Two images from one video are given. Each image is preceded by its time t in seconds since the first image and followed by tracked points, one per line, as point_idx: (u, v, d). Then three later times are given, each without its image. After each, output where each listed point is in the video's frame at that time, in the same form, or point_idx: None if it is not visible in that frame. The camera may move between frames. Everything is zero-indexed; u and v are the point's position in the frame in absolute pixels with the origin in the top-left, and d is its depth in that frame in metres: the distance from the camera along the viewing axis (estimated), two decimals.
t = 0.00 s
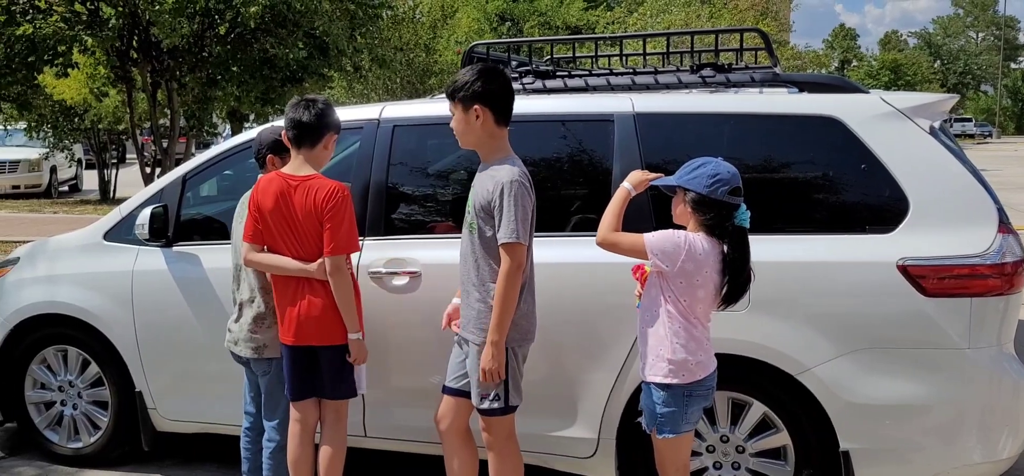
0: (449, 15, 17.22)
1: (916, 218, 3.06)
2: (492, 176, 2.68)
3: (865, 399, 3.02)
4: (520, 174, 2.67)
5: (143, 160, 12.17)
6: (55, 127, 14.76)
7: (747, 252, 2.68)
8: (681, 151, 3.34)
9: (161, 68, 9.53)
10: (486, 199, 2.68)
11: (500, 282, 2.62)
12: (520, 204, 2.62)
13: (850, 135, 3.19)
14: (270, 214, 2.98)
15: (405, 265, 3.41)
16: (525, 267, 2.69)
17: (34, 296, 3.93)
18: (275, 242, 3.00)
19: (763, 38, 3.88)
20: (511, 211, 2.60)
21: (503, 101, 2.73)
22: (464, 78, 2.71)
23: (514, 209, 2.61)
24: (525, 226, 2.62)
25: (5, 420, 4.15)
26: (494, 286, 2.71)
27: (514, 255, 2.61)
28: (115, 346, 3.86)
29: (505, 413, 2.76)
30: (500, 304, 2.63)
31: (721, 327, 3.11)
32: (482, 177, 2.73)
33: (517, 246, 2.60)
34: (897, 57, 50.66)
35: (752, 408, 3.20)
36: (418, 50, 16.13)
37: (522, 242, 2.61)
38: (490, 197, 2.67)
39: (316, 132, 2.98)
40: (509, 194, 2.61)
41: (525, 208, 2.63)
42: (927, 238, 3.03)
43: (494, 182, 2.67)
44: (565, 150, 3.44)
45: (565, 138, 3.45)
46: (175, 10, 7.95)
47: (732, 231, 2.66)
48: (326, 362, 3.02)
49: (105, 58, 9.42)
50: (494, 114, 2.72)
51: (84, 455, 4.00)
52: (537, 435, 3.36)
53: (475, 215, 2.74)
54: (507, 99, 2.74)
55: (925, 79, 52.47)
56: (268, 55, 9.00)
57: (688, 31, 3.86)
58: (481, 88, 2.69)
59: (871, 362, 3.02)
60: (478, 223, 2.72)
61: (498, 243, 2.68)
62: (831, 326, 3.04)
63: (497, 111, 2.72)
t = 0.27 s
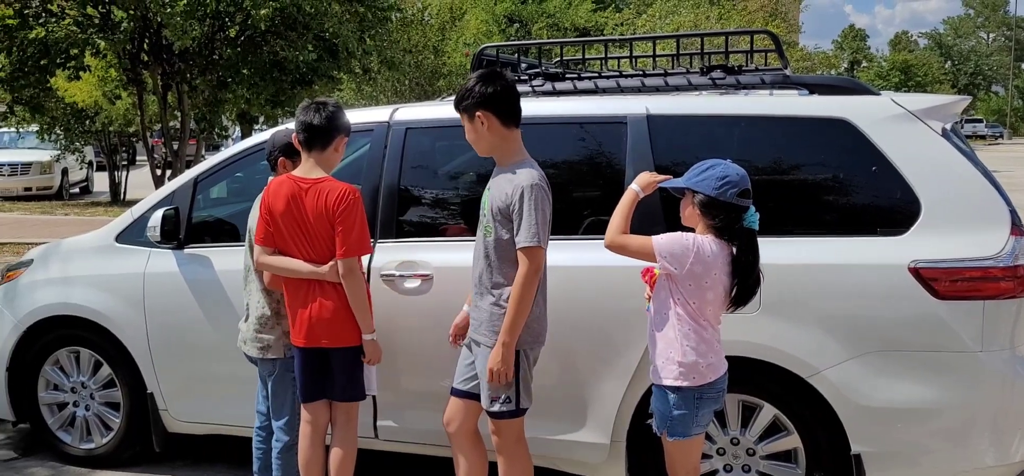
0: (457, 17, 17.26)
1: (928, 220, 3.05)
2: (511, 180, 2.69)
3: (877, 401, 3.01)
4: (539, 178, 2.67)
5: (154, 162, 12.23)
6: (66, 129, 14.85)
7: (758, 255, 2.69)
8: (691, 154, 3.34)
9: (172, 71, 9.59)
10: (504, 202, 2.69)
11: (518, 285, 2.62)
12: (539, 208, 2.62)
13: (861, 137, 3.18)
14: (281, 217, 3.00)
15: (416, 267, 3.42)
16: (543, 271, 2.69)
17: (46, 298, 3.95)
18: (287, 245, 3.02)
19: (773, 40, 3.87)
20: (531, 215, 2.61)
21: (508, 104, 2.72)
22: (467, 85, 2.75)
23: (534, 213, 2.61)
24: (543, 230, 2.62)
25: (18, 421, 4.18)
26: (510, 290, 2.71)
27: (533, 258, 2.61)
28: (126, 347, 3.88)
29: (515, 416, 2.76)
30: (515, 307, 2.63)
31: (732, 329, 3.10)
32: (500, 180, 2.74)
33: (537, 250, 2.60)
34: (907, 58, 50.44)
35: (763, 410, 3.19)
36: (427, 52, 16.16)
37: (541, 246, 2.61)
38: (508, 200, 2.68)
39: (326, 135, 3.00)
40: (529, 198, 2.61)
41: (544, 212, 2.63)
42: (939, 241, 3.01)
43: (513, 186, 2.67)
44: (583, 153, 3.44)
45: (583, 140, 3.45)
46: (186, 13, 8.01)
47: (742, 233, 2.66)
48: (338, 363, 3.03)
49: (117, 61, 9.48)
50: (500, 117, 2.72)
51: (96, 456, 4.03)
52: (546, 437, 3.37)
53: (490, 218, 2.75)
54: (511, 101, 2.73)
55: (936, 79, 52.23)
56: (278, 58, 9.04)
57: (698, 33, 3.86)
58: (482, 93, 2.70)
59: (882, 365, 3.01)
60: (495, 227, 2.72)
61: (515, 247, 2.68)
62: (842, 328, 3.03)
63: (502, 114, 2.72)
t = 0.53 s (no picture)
0: (465, 19, 17.29)
1: (939, 222, 3.04)
2: (518, 181, 2.69)
3: (887, 404, 3.01)
4: (546, 179, 2.67)
5: (162, 164, 12.27)
6: (75, 130, 14.91)
7: (765, 255, 2.68)
8: (700, 155, 3.34)
9: (181, 72, 9.63)
10: (512, 203, 2.69)
11: (527, 288, 2.62)
12: (547, 209, 2.62)
13: (871, 139, 3.17)
14: (292, 217, 3.01)
15: (431, 270, 3.42)
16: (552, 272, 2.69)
17: (57, 298, 3.97)
18: (298, 245, 3.03)
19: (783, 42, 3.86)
20: (539, 217, 2.61)
21: (516, 106, 2.72)
22: (476, 88, 2.75)
23: (541, 215, 2.61)
24: (551, 231, 2.63)
25: (28, 420, 4.20)
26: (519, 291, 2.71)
27: (542, 260, 2.61)
28: (136, 347, 3.89)
29: (527, 417, 2.76)
30: (525, 309, 2.63)
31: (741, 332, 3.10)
32: (509, 181, 2.74)
33: (545, 252, 2.61)
34: (915, 60, 50.29)
35: (772, 413, 3.19)
36: (435, 54, 16.18)
37: (549, 248, 2.62)
38: (516, 202, 2.68)
39: (338, 136, 3.00)
40: (536, 199, 2.61)
41: (551, 213, 2.63)
42: (949, 243, 3.00)
43: (521, 187, 2.68)
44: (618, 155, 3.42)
45: (619, 142, 3.43)
46: (196, 14, 8.05)
47: (751, 234, 2.65)
48: (348, 364, 3.04)
49: (126, 62, 9.52)
50: (508, 119, 2.72)
51: (106, 455, 4.04)
52: (555, 439, 3.37)
53: (499, 219, 2.75)
54: (519, 103, 2.72)
55: (943, 82, 52.07)
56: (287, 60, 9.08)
57: (708, 35, 3.86)
58: (489, 96, 2.71)
59: (893, 368, 3.00)
60: (504, 228, 2.73)
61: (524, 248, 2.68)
62: (852, 330, 3.02)
63: (509, 117, 2.72)
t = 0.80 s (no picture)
0: (469, 20, 17.31)
1: (943, 223, 3.03)
2: (517, 181, 2.69)
3: (890, 406, 3.00)
4: (544, 179, 2.66)
5: (166, 163, 12.28)
6: (79, 130, 14.94)
7: (768, 255, 2.67)
8: (704, 156, 3.34)
9: (185, 72, 9.65)
10: (512, 203, 2.69)
11: (523, 288, 2.62)
12: (544, 209, 2.62)
13: (876, 141, 3.17)
14: (296, 215, 3.01)
15: (449, 271, 3.41)
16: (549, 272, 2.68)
17: (60, 296, 3.97)
18: (302, 244, 3.03)
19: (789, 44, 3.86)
20: (535, 216, 2.60)
21: (517, 106, 2.71)
22: (479, 88, 2.76)
23: (538, 215, 2.61)
24: (549, 231, 2.62)
25: (32, 419, 4.20)
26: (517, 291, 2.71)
27: (539, 261, 2.60)
28: (139, 346, 3.90)
29: (526, 417, 2.76)
30: (521, 309, 2.63)
31: (745, 333, 3.10)
32: (509, 181, 2.74)
33: (542, 252, 2.59)
34: (918, 63, 50.25)
35: (776, 414, 3.18)
36: (439, 55, 16.19)
37: (546, 248, 2.60)
38: (515, 201, 2.68)
39: (343, 135, 3.00)
40: (534, 200, 2.61)
41: (548, 213, 2.63)
42: (954, 245, 3.00)
43: (519, 187, 2.68)
44: (640, 159, 3.41)
45: (638, 145, 3.42)
46: (200, 14, 8.07)
47: (754, 234, 2.65)
48: (351, 364, 3.04)
49: (130, 62, 9.54)
50: (508, 119, 2.72)
51: (108, 454, 4.04)
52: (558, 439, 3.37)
53: (501, 219, 2.75)
54: (520, 103, 2.72)
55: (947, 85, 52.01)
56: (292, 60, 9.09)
57: (713, 36, 3.86)
58: (491, 96, 2.71)
59: (896, 370, 2.99)
60: (504, 228, 2.73)
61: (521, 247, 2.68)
62: (856, 332, 3.02)
63: (510, 117, 2.71)
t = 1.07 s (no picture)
0: (470, 23, 17.34)
1: (943, 229, 3.03)
2: (511, 182, 2.70)
3: (890, 411, 3.00)
4: (537, 179, 2.66)
5: (167, 164, 12.28)
6: (80, 130, 14.96)
7: (767, 261, 2.70)
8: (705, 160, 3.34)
9: (186, 73, 9.67)
10: (506, 205, 2.69)
11: (512, 287, 2.63)
12: (536, 209, 2.62)
13: (876, 146, 3.17)
14: (298, 216, 3.00)
15: (466, 275, 3.38)
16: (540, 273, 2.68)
17: (59, 296, 3.97)
18: (304, 246, 3.02)
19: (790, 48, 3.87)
20: (526, 217, 2.61)
21: (513, 109, 2.72)
22: (475, 91, 2.76)
23: (529, 217, 2.61)
24: (540, 231, 2.62)
25: (30, 419, 4.20)
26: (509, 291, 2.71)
27: (528, 261, 2.61)
28: (138, 347, 3.90)
29: (523, 418, 2.76)
30: (510, 309, 2.63)
31: (745, 338, 3.10)
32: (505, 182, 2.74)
33: (532, 252, 2.60)
34: (919, 70, 50.32)
35: (775, 418, 3.18)
36: (440, 58, 16.21)
37: (537, 249, 2.61)
38: (509, 202, 2.68)
39: (345, 136, 3.00)
40: (526, 202, 2.61)
41: (540, 213, 2.63)
42: (954, 250, 3.00)
43: (511, 188, 2.68)
44: (636, 163, 3.41)
45: (635, 149, 3.42)
46: (202, 15, 8.10)
47: (753, 239, 2.67)
48: (352, 365, 3.04)
49: (131, 62, 9.56)
50: (503, 121, 2.72)
51: (106, 455, 4.04)
52: (558, 443, 3.36)
53: (498, 222, 2.75)
54: (515, 107, 2.72)
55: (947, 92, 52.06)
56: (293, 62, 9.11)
57: (714, 40, 3.87)
58: (487, 99, 2.72)
59: (896, 375, 2.99)
60: (500, 229, 2.73)
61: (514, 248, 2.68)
62: (856, 337, 3.02)
63: (506, 120, 2.72)
